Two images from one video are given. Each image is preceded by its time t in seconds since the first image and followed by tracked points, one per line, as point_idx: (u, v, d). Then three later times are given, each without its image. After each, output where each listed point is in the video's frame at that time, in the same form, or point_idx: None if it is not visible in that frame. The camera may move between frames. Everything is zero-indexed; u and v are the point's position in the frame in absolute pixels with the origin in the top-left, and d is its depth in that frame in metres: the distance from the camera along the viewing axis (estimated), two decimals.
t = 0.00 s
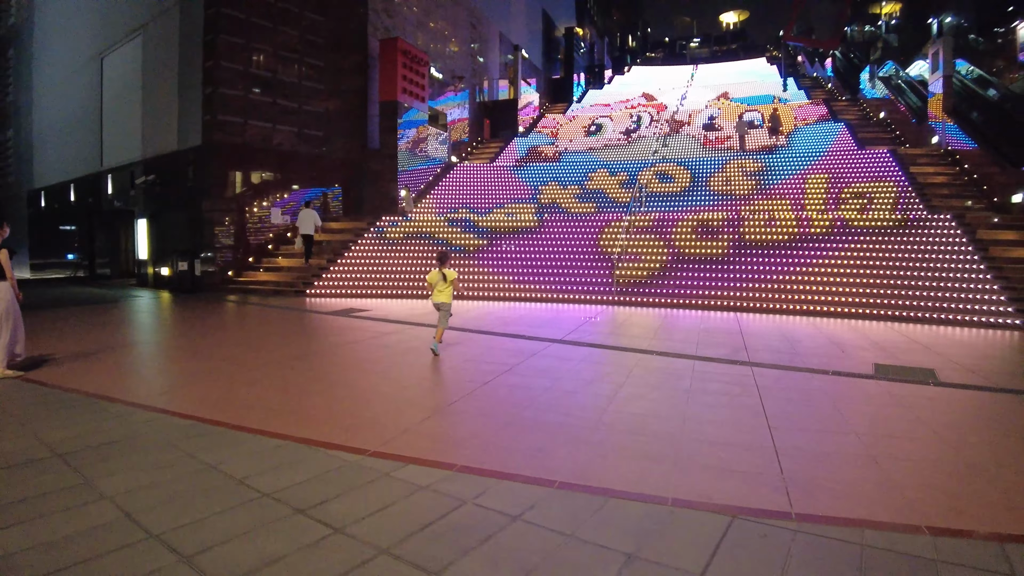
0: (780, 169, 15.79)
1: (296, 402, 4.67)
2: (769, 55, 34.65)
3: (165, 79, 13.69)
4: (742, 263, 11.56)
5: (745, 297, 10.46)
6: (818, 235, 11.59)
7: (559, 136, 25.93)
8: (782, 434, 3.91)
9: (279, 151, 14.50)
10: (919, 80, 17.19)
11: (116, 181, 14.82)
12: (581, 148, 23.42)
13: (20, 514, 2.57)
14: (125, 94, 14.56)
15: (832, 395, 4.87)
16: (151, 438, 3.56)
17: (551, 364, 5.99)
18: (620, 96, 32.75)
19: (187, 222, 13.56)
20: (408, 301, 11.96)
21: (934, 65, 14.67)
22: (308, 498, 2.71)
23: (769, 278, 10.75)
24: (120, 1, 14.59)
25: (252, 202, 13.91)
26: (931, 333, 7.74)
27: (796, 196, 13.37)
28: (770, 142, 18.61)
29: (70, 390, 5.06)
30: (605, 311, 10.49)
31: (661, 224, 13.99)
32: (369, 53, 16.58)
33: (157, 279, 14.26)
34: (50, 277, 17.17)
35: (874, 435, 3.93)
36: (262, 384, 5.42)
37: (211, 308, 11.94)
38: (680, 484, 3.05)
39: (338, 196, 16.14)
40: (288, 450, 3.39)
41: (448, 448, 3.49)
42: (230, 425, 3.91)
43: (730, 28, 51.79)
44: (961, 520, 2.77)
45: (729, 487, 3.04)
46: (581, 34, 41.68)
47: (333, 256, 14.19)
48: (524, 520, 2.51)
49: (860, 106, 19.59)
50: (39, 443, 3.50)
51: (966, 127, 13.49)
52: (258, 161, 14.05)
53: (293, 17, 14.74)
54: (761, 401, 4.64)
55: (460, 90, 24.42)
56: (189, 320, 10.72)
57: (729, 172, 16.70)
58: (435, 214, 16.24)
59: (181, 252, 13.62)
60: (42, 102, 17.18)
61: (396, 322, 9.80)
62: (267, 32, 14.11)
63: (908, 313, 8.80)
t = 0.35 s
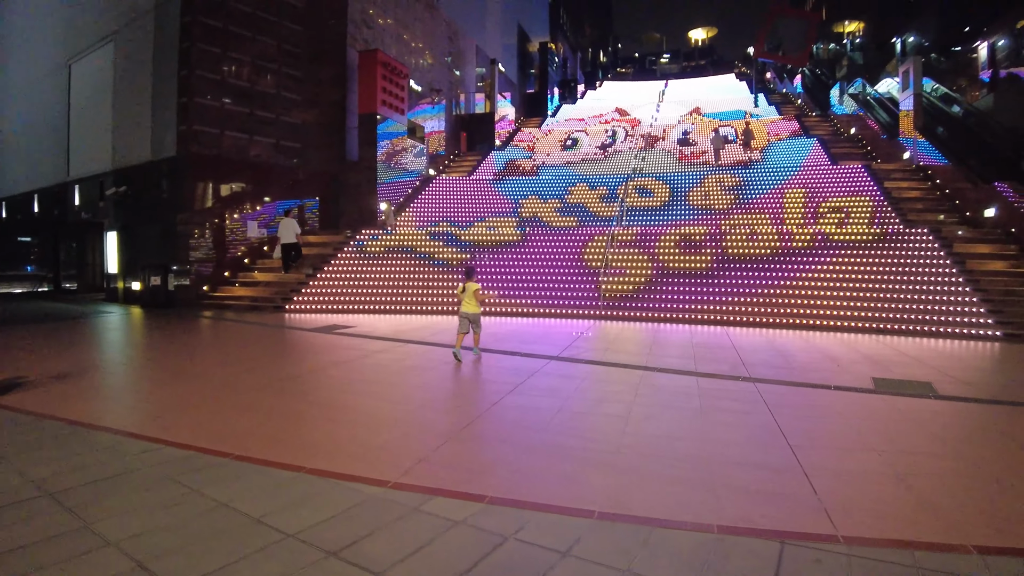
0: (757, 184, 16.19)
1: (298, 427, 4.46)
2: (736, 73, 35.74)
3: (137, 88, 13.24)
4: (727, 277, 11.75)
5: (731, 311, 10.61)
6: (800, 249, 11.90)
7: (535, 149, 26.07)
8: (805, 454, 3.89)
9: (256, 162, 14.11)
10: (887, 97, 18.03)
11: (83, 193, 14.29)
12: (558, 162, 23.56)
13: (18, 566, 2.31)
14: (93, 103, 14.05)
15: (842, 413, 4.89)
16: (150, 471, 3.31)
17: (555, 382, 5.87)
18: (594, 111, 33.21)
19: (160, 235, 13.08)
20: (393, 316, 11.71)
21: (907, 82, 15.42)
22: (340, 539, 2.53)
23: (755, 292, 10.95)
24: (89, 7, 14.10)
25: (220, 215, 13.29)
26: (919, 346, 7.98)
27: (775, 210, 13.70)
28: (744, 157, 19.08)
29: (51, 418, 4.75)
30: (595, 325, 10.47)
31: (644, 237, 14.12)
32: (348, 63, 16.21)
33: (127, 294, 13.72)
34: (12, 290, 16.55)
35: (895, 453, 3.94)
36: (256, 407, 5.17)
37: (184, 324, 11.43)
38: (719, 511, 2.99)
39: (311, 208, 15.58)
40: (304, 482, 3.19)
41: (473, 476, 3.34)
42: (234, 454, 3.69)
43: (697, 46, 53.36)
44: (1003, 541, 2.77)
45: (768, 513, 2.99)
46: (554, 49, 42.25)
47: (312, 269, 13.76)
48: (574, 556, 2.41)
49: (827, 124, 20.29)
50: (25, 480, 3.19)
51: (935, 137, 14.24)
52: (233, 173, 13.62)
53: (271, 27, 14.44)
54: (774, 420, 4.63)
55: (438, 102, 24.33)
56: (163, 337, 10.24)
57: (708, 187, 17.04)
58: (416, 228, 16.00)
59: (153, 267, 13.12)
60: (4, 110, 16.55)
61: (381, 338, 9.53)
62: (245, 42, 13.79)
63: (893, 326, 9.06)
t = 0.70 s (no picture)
0: (736, 204, 16.61)
1: (307, 454, 4.30)
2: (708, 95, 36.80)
3: (115, 102, 12.90)
4: (714, 297, 11.97)
5: (720, 330, 10.79)
6: (783, 269, 12.21)
7: (516, 168, 26.22)
8: (824, 475, 3.94)
9: (237, 179, 13.81)
10: (859, 119, 18.85)
11: (55, 209, 14.14)
12: (538, 181, 23.75)
13: None
14: (67, 116, 13.66)
15: (850, 432, 4.98)
16: (162, 509, 3.13)
17: (561, 404, 5.82)
18: (571, 130, 33.70)
19: (137, 251, 12.69)
20: (380, 336, 11.49)
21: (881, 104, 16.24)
22: None
23: (742, 312, 11.17)
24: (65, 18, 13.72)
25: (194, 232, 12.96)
26: (908, 364, 8.26)
27: (756, 230, 14.06)
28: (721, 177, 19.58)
29: (41, 449, 4.48)
30: (586, 345, 10.49)
31: (629, 256, 14.29)
32: (331, 80, 16.43)
33: (100, 313, 13.22)
34: None
35: (911, 472, 4.01)
36: (258, 432, 4.99)
37: (161, 345, 10.99)
38: (755, 538, 2.99)
39: (292, 221, 15.45)
40: (330, 517, 3.05)
41: (503, 507, 3.27)
42: (249, 487, 3.52)
43: (668, 68, 54.89)
44: None
45: (803, 539, 3.00)
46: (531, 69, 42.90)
47: (295, 288, 13.44)
48: None
49: (799, 146, 20.97)
50: (25, 522, 2.97)
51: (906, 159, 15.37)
52: (214, 189, 13.29)
53: (255, 42, 14.27)
54: (787, 440, 4.67)
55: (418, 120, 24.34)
56: (140, 359, 9.82)
57: (688, 206, 17.38)
58: (400, 246, 15.82)
59: (129, 285, 12.69)
60: None
61: (371, 358, 9.33)
62: (228, 56, 13.58)
63: (880, 344, 9.36)
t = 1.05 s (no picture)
0: (720, 214, 16.87)
1: (322, 469, 4.14)
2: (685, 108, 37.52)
3: (95, 106, 12.53)
4: (705, 306, 12.07)
5: (713, 339, 10.87)
6: (771, 278, 12.39)
7: (498, 178, 26.22)
8: (849, 484, 3.96)
9: (220, 186, 13.47)
10: (837, 131, 19.54)
11: (28, 217, 13.74)
12: (522, 191, 23.79)
13: None
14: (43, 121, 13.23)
15: (863, 441, 5.04)
16: (183, 534, 2.95)
17: (573, 415, 5.74)
18: (552, 141, 33.94)
19: (116, 261, 12.32)
20: (370, 347, 11.25)
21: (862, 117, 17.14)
22: None
23: (733, 321, 11.28)
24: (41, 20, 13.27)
25: (175, 240, 12.69)
26: (902, 372, 8.42)
27: (742, 240, 14.28)
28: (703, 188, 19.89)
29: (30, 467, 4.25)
30: (581, 355, 10.44)
31: (618, 265, 14.34)
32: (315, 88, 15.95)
33: (77, 323, 12.79)
34: None
35: (934, 479, 4.07)
36: (263, 446, 4.81)
37: (141, 357, 10.57)
38: (801, 548, 2.98)
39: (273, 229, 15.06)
40: (367, 538, 2.92)
41: (542, 522, 3.19)
42: (269, 507, 3.37)
43: (645, 81, 55.91)
44: None
45: (847, 549, 3.00)
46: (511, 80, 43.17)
47: (281, 298, 13.11)
48: None
49: (778, 158, 21.45)
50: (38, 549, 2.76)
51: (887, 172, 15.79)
52: (196, 197, 12.94)
53: (240, 48, 14.00)
54: (806, 450, 4.70)
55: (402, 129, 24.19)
56: (117, 371, 9.41)
57: (673, 217, 17.58)
58: (387, 255, 15.58)
59: (108, 294, 12.31)
60: None
61: (364, 370, 9.11)
62: (213, 62, 13.30)
63: (872, 352, 9.54)
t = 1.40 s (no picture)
0: (710, 219, 17.09)
1: (349, 479, 4.09)
2: (668, 114, 37.99)
3: (82, 107, 12.25)
4: (700, 310, 12.21)
5: (711, 344, 11.01)
6: (764, 282, 12.59)
7: (487, 182, 26.20)
8: (874, 488, 4.05)
9: (211, 189, 13.22)
10: (823, 138, 20.11)
11: (11, 219, 13.51)
12: (511, 195, 23.80)
13: None
14: (27, 121, 12.91)
15: (879, 444, 5.15)
16: (228, 550, 2.90)
17: (590, 423, 5.74)
18: (538, 146, 34.04)
19: (105, 264, 12.04)
20: (368, 353, 11.13)
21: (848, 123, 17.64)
22: None
23: (729, 325, 11.44)
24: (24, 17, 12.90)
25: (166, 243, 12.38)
26: (898, 374, 8.64)
27: (734, 245, 14.48)
28: (692, 193, 20.12)
29: (41, 480, 4.11)
30: (581, 360, 10.47)
31: (613, 270, 14.44)
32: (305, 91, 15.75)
33: (62, 329, 12.47)
34: None
35: (952, 479, 4.21)
36: (280, 454, 4.73)
37: (131, 364, 10.30)
38: (842, 551, 3.06)
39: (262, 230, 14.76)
40: (416, 550, 2.91)
41: (584, 529, 3.21)
42: (306, 521, 3.30)
43: (627, 86, 56.52)
44: None
45: (886, 550, 3.08)
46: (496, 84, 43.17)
47: (274, 303, 12.88)
48: None
49: (764, 164, 21.80)
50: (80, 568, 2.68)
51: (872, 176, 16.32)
52: (187, 200, 12.69)
53: (232, 49, 13.79)
54: (825, 453, 4.79)
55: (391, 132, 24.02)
56: (108, 378, 9.14)
57: (664, 221, 17.76)
58: (380, 259, 15.39)
59: (96, 299, 12.01)
60: None
61: (363, 376, 9.00)
62: (204, 63, 13.06)
63: (866, 356, 9.78)
